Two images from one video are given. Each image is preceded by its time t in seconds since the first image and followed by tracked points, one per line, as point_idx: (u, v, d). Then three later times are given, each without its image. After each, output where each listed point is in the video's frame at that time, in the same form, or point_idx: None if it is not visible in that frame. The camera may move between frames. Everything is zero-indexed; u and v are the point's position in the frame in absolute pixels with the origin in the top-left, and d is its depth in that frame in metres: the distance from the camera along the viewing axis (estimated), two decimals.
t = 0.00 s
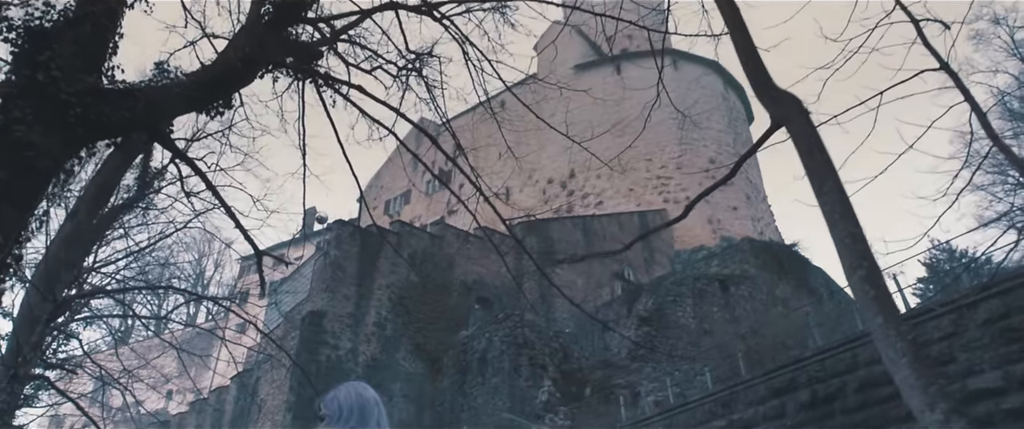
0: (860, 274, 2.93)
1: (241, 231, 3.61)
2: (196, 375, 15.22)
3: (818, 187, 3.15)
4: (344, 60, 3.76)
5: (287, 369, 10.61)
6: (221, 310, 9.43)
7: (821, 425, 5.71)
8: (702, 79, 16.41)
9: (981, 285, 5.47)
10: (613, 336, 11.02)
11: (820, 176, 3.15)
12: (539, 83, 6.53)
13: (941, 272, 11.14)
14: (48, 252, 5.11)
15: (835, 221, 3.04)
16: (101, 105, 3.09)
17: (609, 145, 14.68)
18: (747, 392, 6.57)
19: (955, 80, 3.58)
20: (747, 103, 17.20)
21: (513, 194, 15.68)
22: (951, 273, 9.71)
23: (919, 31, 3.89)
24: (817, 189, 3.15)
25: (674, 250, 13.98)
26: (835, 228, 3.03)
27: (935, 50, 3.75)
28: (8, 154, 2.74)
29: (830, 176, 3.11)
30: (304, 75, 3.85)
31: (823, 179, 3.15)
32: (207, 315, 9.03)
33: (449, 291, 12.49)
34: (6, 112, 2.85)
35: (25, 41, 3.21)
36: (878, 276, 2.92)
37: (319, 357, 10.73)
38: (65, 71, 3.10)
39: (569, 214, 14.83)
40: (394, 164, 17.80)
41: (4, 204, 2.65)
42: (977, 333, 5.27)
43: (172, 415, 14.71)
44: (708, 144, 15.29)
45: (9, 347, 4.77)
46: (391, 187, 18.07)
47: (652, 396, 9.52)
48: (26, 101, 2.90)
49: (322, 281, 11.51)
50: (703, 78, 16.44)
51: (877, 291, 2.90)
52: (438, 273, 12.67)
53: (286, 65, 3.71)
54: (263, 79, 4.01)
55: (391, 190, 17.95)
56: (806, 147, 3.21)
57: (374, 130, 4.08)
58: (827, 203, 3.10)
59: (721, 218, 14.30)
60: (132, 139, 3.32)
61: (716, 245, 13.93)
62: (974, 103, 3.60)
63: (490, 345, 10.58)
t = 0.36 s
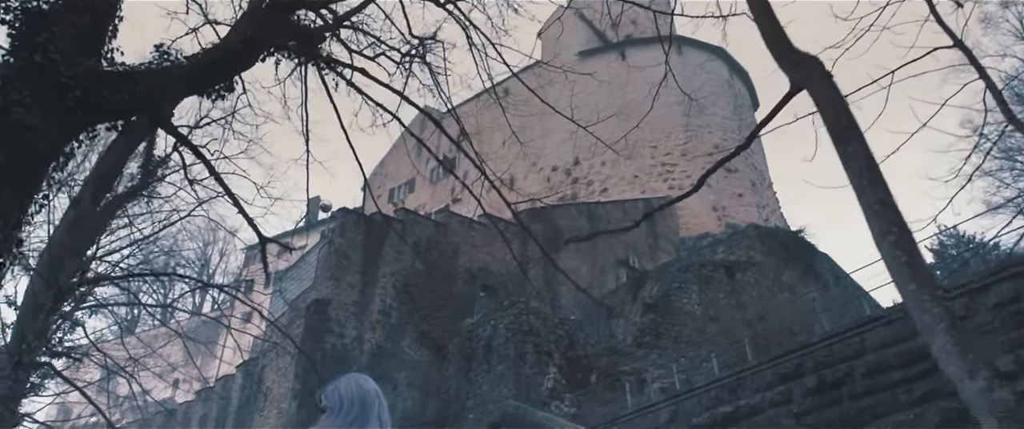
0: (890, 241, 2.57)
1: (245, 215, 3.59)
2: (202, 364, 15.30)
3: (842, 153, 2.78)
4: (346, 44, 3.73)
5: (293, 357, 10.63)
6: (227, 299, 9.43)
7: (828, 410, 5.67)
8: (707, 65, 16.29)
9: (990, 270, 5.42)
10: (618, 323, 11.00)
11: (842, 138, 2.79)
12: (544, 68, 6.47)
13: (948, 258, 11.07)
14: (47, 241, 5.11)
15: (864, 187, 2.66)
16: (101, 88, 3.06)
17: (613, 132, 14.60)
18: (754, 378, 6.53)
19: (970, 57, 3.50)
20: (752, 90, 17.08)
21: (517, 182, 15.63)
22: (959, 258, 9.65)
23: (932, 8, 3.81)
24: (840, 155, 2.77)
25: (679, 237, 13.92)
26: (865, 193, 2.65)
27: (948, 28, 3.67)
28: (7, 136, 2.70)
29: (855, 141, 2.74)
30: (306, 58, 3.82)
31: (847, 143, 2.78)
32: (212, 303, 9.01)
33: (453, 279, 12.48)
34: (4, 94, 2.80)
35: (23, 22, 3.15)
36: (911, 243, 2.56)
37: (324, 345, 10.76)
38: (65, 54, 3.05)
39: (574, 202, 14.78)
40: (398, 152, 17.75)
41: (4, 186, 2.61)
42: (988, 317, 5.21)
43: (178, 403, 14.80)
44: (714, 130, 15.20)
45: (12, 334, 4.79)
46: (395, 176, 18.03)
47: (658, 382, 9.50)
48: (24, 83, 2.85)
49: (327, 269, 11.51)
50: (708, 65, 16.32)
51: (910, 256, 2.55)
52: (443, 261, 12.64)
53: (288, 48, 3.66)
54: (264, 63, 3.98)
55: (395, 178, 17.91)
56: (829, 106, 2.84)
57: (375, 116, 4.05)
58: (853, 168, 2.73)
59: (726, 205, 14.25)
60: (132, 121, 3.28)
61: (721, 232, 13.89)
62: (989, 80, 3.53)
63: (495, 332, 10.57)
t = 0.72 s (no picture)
0: (924, 197, 2.34)
1: (247, 198, 3.61)
2: (209, 353, 15.37)
3: (869, 113, 2.54)
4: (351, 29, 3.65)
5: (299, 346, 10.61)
6: (233, 289, 9.40)
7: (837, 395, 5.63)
8: (713, 50, 16.15)
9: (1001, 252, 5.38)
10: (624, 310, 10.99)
11: (868, 96, 2.56)
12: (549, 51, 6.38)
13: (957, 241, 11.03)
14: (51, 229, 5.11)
15: (894, 143, 2.43)
16: (99, 70, 3.03)
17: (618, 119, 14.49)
18: (762, 363, 6.49)
19: (986, 31, 3.42)
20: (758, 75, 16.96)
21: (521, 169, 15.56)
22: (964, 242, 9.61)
23: None
24: (870, 115, 2.53)
25: (684, 224, 13.85)
26: (893, 150, 2.43)
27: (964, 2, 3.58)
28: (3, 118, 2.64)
29: (882, 98, 2.50)
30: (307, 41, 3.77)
31: (875, 104, 2.54)
32: (219, 292, 8.98)
33: (459, 266, 12.47)
34: None
35: None
36: (946, 198, 2.33)
37: (329, 332, 10.77)
38: (61, 34, 2.99)
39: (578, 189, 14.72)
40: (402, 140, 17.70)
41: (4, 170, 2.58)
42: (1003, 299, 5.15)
43: (185, 392, 14.87)
44: (719, 116, 15.11)
45: (15, 324, 4.77)
46: (400, 164, 17.98)
47: (665, 368, 9.47)
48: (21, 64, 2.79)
49: (332, 257, 11.50)
50: (713, 50, 16.18)
51: (947, 213, 2.31)
52: (448, 248, 12.61)
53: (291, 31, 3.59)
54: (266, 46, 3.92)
55: (399, 167, 17.87)
56: (853, 63, 2.63)
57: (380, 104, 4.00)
58: (882, 125, 2.49)
59: (732, 192, 14.21)
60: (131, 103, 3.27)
61: (727, 219, 13.84)
62: (1006, 55, 3.44)
63: (501, 319, 10.55)
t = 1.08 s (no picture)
0: (969, 142, 2.88)
1: (251, 184, 3.56)
2: (215, 342, 15.43)
3: (906, 68, 3.16)
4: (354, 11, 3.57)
5: (305, 334, 10.61)
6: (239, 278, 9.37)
7: (845, 379, 5.59)
8: (719, 36, 16.01)
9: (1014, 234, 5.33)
10: (629, 297, 10.97)
11: (906, 54, 3.16)
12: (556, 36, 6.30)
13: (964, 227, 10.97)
14: (54, 217, 5.09)
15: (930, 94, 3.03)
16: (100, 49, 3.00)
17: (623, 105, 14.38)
18: (770, 348, 6.44)
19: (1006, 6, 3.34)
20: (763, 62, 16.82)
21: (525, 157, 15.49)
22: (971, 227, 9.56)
23: None
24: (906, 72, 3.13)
25: (689, 211, 13.80)
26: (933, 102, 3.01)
27: None
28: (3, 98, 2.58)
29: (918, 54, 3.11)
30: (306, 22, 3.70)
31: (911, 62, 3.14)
32: (224, 280, 8.95)
33: (464, 254, 12.45)
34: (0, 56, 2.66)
35: None
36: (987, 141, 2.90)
37: (335, 320, 10.77)
38: (62, 14, 2.91)
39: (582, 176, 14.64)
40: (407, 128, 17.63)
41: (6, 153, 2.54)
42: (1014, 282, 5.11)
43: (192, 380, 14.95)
44: (724, 102, 15.00)
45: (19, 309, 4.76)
46: (404, 152, 17.93)
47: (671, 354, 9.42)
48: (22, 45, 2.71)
49: (336, 245, 11.48)
50: (719, 37, 16.04)
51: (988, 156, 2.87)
52: (453, 235, 12.58)
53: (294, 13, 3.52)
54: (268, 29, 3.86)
55: (403, 155, 17.82)
56: (892, 26, 3.22)
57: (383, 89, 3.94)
58: (916, 77, 3.10)
59: (737, 178, 14.17)
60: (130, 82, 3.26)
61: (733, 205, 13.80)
62: None
63: (507, 306, 10.53)
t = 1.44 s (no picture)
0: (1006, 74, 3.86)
1: (253, 169, 3.52)
2: (221, 331, 15.49)
3: None
4: None
5: (310, 323, 10.60)
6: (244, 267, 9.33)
7: (853, 364, 5.54)
8: (724, 23, 15.85)
9: None
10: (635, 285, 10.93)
11: None
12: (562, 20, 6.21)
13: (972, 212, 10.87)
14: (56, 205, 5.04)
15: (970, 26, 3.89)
16: (99, 29, 2.94)
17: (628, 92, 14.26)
18: (777, 334, 6.39)
19: None
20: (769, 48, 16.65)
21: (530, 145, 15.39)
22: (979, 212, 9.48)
23: None
24: None
25: (694, 198, 13.72)
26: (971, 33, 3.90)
27: None
28: None
29: None
30: (308, 5, 3.62)
31: None
32: (230, 269, 8.92)
33: (469, 242, 12.41)
34: None
35: None
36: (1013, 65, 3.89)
37: (340, 307, 10.75)
38: None
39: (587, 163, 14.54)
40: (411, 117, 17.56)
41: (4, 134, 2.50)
42: None
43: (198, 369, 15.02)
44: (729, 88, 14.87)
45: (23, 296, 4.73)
46: (408, 141, 17.86)
47: (677, 341, 9.36)
48: (19, 24, 2.65)
49: (341, 233, 11.44)
50: (725, 23, 15.87)
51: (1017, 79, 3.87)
52: (458, 223, 12.54)
53: None
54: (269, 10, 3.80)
55: (407, 144, 17.75)
56: None
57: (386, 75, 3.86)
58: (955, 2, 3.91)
59: (743, 164, 14.10)
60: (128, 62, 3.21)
61: (738, 193, 13.73)
62: None
63: (511, 294, 10.50)
